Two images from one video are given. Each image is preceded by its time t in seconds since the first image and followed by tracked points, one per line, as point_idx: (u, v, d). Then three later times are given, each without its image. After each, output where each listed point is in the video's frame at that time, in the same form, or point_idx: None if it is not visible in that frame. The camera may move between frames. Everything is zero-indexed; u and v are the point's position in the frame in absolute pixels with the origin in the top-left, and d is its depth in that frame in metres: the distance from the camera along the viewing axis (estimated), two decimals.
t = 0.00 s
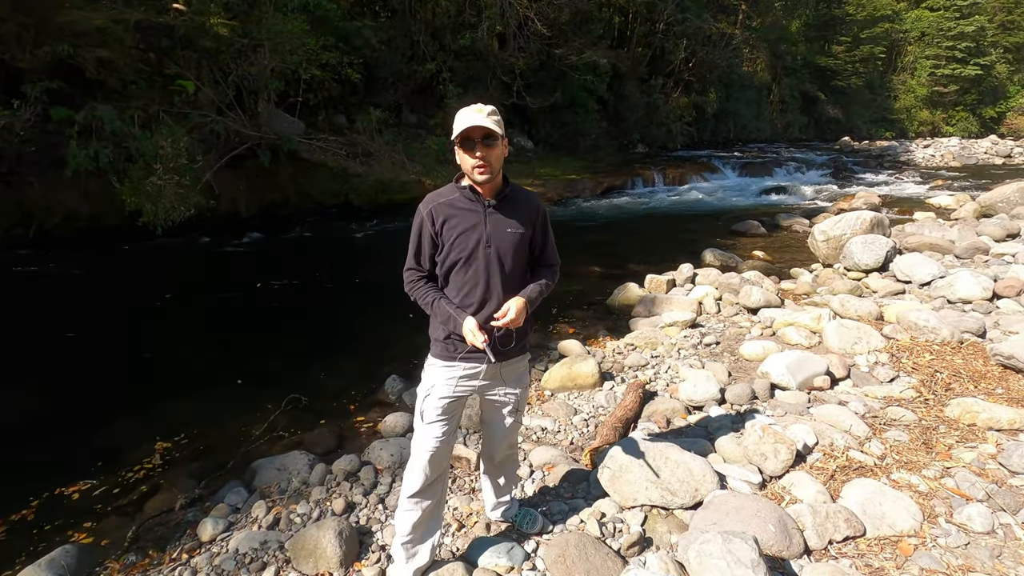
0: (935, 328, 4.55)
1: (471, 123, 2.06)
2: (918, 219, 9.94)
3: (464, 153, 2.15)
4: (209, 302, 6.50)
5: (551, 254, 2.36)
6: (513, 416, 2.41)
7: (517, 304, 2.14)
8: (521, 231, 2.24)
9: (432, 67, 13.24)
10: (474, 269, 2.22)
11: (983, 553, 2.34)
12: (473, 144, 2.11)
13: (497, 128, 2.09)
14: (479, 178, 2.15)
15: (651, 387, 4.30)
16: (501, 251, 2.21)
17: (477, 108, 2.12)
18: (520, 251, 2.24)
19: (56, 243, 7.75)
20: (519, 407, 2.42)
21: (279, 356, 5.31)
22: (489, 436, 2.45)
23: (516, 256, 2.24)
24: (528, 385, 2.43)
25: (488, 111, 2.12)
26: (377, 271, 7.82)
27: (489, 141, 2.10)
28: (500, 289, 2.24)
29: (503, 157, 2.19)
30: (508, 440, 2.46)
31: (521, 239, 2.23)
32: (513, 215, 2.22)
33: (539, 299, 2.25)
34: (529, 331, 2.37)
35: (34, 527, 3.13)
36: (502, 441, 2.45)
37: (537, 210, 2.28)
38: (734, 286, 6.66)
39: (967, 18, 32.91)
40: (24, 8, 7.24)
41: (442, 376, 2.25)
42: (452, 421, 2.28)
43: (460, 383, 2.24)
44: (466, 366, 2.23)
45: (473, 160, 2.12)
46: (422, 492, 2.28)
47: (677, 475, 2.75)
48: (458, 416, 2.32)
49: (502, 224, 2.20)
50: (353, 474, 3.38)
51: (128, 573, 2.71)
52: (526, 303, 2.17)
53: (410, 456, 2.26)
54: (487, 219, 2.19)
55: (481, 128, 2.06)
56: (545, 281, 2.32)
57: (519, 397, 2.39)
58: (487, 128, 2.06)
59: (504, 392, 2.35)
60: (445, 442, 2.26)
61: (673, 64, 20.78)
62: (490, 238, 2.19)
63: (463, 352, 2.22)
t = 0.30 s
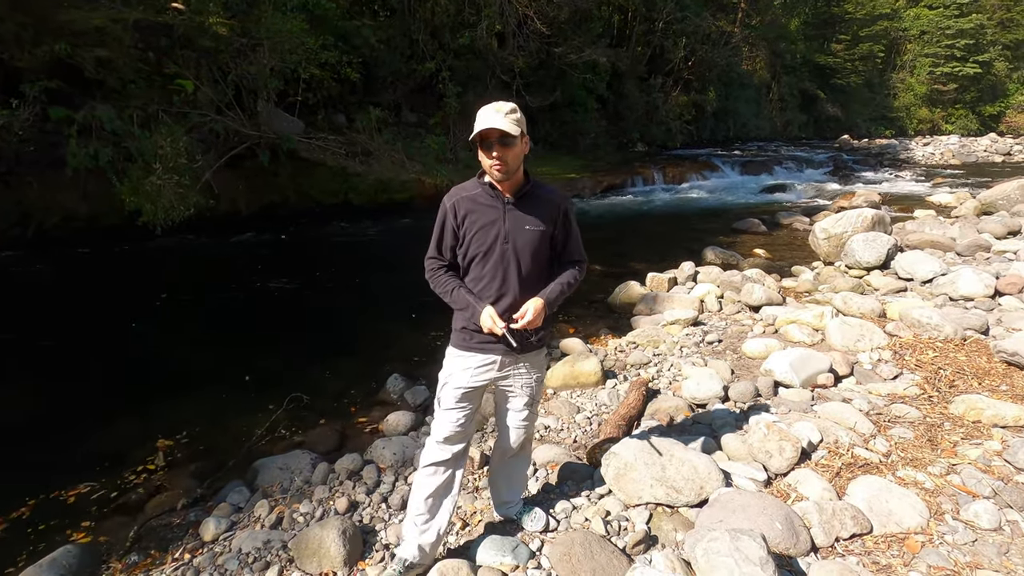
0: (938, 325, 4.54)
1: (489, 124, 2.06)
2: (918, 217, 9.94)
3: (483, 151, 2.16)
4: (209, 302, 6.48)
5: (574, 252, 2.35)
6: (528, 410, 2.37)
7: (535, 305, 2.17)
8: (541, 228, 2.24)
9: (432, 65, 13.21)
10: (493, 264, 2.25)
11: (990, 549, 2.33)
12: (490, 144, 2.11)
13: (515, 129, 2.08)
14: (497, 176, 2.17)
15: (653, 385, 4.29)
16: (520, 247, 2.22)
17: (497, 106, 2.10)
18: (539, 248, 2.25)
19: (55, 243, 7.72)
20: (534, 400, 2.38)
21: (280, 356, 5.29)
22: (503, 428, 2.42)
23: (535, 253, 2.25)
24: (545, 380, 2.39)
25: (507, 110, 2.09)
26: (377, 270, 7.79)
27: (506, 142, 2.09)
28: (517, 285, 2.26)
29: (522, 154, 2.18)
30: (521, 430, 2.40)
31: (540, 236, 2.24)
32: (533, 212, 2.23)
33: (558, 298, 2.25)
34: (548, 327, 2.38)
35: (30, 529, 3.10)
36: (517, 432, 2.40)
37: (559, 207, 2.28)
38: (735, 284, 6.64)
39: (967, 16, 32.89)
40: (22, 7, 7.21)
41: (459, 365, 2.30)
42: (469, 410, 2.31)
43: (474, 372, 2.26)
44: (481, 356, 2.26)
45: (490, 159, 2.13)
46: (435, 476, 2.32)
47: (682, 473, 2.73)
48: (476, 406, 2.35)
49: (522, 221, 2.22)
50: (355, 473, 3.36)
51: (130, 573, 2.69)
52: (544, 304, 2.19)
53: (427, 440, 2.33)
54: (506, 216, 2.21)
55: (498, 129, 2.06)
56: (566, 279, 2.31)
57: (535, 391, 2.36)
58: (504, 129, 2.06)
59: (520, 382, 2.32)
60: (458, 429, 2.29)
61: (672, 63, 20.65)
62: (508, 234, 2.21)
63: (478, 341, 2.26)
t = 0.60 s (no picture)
0: (934, 325, 4.56)
1: (499, 120, 2.14)
2: (916, 216, 9.97)
3: (493, 145, 2.24)
4: (208, 303, 6.49)
5: (578, 258, 2.29)
6: (526, 412, 2.39)
7: (526, 301, 2.15)
8: (544, 230, 2.24)
9: (430, 65, 13.20)
10: (494, 262, 2.28)
11: (983, 550, 2.35)
12: (498, 138, 2.19)
13: (523, 128, 2.14)
14: (502, 173, 2.23)
15: (651, 386, 4.31)
16: (521, 247, 2.24)
17: (512, 106, 2.19)
18: (540, 250, 2.25)
19: (53, 244, 7.72)
20: (533, 403, 2.40)
21: (279, 357, 5.30)
22: (503, 430, 2.44)
23: (536, 254, 2.26)
24: (545, 383, 2.41)
25: (520, 111, 2.16)
26: (376, 271, 7.80)
27: (513, 139, 2.16)
28: (516, 285, 2.27)
29: (531, 155, 2.24)
30: (519, 433, 2.43)
31: (543, 239, 2.25)
32: (537, 214, 2.25)
33: (555, 302, 2.22)
34: (547, 333, 2.36)
35: (28, 533, 3.11)
36: (515, 434, 2.43)
37: (565, 212, 2.26)
38: (733, 284, 6.67)
39: (964, 14, 32.94)
40: (20, 7, 7.21)
41: (461, 365, 2.33)
42: (470, 410, 2.33)
43: (474, 372, 2.29)
44: (481, 356, 2.29)
45: (496, 153, 2.21)
46: (436, 473, 2.35)
47: (679, 474, 2.76)
48: (477, 407, 2.37)
49: (525, 221, 2.24)
50: (354, 474, 3.38)
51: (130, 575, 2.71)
52: (536, 303, 2.17)
53: (429, 438, 2.35)
54: (510, 215, 2.25)
55: (507, 126, 2.14)
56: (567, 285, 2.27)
57: (534, 394, 2.38)
58: (511, 127, 2.13)
59: (520, 384, 2.34)
60: (460, 429, 2.32)
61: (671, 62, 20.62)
62: (511, 234, 2.24)
63: (479, 341, 2.29)
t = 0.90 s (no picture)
0: (931, 321, 4.60)
1: (502, 117, 2.21)
2: (914, 214, 10.00)
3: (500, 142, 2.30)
4: (210, 302, 6.51)
5: (580, 254, 2.31)
6: (528, 407, 2.42)
7: (521, 278, 2.15)
8: (546, 225, 2.28)
9: (430, 64, 13.22)
10: (496, 254, 2.33)
11: (978, 540, 2.39)
12: (502, 135, 2.25)
13: (529, 128, 2.19)
14: (505, 169, 2.27)
15: (651, 382, 4.35)
16: (522, 241, 2.29)
17: (520, 106, 2.24)
18: (542, 244, 2.29)
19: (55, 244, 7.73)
20: (535, 398, 2.44)
21: (282, 356, 5.33)
22: (505, 425, 2.48)
23: (538, 247, 2.29)
24: (547, 379, 2.45)
25: (525, 111, 2.21)
26: (377, 269, 7.83)
27: (514, 136, 2.21)
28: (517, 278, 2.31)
29: (536, 155, 2.27)
30: (521, 428, 2.46)
31: (545, 234, 2.29)
32: (540, 208, 2.29)
33: (554, 293, 2.23)
34: (547, 330, 2.38)
35: (34, 530, 3.14)
36: (517, 430, 2.46)
37: (569, 207, 2.28)
38: (733, 282, 6.70)
39: (963, 12, 32.99)
40: (21, 8, 7.23)
41: (464, 360, 2.36)
42: (473, 404, 2.37)
43: (478, 367, 2.33)
44: (484, 351, 2.33)
45: (500, 149, 2.26)
46: (441, 465, 2.38)
47: (679, 467, 2.80)
48: (481, 401, 2.41)
49: (528, 215, 2.29)
50: (358, 470, 3.43)
51: (138, 569, 2.75)
52: (531, 283, 2.17)
53: (434, 432, 2.38)
54: (513, 209, 2.30)
55: (511, 125, 2.19)
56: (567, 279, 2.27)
57: (537, 389, 2.41)
58: (511, 124, 2.19)
59: (522, 380, 2.37)
60: (464, 423, 2.35)
61: (670, 60, 20.68)
62: (513, 227, 2.29)
63: (482, 336, 2.33)
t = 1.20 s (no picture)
0: (934, 316, 4.58)
1: (499, 110, 2.20)
2: (917, 209, 9.96)
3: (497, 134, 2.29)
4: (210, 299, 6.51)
5: (579, 247, 2.28)
6: (528, 401, 2.40)
7: (517, 277, 2.13)
8: (544, 216, 2.26)
9: (430, 61, 13.19)
10: (494, 245, 2.32)
11: (982, 534, 2.38)
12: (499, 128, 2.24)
13: (527, 121, 2.18)
14: (503, 161, 2.26)
15: (653, 377, 4.34)
16: (520, 233, 2.27)
17: (518, 98, 2.23)
18: (540, 236, 2.27)
19: (55, 242, 7.73)
20: (535, 392, 2.42)
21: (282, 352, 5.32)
22: (505, 419, 2.46)
23: (535, 241, 2.27)
24: (547, 373, 2.43)
25: (523, 102, 2.20)
26: (378, 266, 7.82)
27: (511, 129, 2.20)
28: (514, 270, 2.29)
29: (534, 147, 2.25)
30: (521, 422, 2.44)
31: (543, 225, 2.26)
32: (538, 199, 2.26)
33: (550, 289, 2.21)
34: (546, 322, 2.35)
35: (34, 526, 3.13)
36: (516, 423, 2.44)
37: (568, 199, 2.25)
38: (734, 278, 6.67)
39: (966, 7, 32.83)
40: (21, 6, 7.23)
41: (464, 352, 2.35)
42: (473, 397, 2.35)
43: (477, 359, 2.31)
44: (483, 343, 2.32)
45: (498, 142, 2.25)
46: (442, 457, 2.37)
47: (680, 462, 2.78)
48: (481, 394, 2.39)
49: (526, 207, 2.27)
50: (358, 465, 3.41)
51: (138, 564, 2.74)
52: (527, 281, 2.15)
53: (434, 425, 2.37)
54: (511, 201, 2.28)
55: (508, 120, 2.18)
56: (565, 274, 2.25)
57: (536, 383, 2.39)
58: (508, 117, 2.18)
59: (521, 373, 2.35)
60: (464, 415, 2.34)
61: (671, 57, 20.63)
62: (511, 218, 2.28)
63: (482, 328, 2.32)
